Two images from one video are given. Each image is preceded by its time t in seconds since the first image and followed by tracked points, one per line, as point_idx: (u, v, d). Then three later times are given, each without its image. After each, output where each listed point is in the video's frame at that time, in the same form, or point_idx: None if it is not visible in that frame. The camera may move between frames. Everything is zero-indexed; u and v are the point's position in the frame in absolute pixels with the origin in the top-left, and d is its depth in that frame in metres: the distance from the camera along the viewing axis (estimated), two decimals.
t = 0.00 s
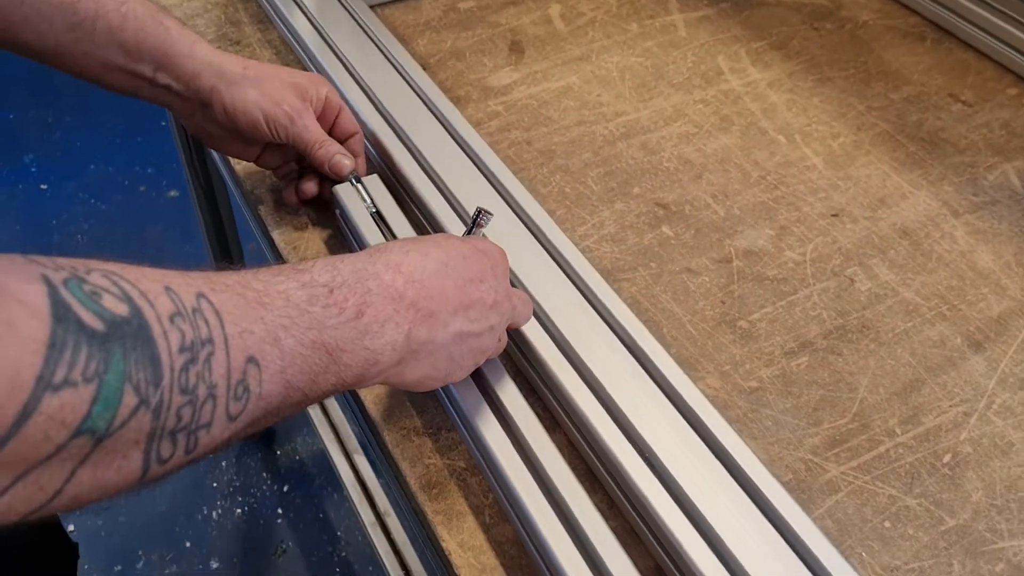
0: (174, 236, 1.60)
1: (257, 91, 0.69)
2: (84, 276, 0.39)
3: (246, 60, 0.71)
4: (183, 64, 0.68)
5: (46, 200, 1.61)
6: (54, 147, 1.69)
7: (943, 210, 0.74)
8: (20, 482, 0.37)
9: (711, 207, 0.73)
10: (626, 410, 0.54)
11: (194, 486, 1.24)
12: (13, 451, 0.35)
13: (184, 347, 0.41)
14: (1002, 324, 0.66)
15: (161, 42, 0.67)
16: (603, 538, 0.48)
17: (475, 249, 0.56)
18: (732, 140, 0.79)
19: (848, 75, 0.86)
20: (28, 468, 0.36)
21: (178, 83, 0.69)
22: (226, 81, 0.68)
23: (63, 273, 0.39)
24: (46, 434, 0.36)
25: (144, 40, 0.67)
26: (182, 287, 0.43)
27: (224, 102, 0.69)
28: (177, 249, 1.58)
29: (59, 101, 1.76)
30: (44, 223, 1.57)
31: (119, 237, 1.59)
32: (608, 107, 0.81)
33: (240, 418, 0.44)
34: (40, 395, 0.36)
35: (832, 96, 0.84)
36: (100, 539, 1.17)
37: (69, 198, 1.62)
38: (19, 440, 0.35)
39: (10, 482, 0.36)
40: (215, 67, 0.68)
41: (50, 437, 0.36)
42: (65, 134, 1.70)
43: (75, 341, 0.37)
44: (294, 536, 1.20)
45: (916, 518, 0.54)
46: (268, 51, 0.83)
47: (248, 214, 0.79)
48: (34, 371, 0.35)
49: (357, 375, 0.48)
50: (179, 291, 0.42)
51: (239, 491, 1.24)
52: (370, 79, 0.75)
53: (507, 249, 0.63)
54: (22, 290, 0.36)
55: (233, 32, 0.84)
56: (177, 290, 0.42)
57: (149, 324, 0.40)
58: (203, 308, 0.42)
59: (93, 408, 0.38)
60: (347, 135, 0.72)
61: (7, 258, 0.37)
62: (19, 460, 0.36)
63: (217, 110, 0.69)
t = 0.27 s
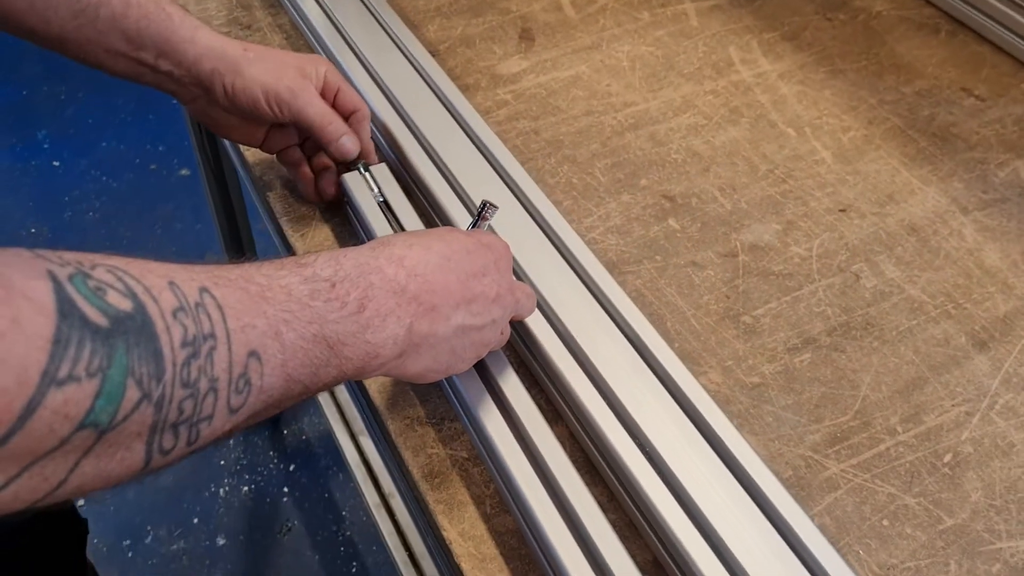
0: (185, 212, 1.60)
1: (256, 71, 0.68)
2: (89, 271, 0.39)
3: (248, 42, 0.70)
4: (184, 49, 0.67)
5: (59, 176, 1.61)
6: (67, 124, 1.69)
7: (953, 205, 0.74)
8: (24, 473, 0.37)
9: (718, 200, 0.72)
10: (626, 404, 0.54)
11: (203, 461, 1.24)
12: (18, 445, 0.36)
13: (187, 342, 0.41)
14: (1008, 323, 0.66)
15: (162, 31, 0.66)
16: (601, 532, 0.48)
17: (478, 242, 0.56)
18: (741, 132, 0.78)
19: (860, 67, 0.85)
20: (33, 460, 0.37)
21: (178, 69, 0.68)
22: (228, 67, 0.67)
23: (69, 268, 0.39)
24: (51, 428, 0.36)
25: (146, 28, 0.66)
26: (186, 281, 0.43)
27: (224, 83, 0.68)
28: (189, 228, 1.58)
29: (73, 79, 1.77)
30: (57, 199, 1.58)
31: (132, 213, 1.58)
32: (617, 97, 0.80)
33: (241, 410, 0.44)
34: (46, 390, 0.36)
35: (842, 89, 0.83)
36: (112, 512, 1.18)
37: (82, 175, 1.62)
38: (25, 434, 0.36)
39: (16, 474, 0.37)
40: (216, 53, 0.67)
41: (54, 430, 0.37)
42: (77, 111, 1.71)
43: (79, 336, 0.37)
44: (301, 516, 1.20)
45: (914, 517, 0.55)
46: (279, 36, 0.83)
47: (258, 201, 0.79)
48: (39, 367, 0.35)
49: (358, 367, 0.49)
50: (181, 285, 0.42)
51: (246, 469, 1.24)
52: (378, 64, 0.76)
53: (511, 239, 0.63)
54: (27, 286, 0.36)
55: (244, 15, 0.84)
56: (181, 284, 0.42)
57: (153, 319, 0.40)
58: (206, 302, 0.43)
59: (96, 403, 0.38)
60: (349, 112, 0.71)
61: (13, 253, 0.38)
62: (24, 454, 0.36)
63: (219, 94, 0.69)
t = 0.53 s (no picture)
0: (193, 194, 1.60)
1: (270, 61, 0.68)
2: (96, 259, 0.39)
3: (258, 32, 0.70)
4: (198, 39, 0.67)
5: (66, 156, 1.61)
6: (75, 104, 1.68)
7: (963, 198, 0.73)
8: (32, 461, 0.37)
9: (727, 190, 0.72)
10: (633, 395, 0.54)
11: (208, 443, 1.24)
12: (26, 433, 0.36)
13: (193, 330, 0.41)
14: (1016, 317, 0.66)
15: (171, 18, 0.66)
16: (606, 523, 0.49)
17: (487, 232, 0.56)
18: (751, 122, 0.77)
19: (872, 58, 0.85)
20: (40, 448, 0.37)
21: (191, 60, 0.68)
22: (239, 55, 0.67)
23: (76, 256, 0.39)
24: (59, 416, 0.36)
25: (157, 17, 0.66)
26: (193, 269, 0.43)
27: (238, 74, 0.68)
28: (197, 210, 1.57)
29: (82, 58, 1.76)
30: (65, 179, 1.57)
31: (139, 194, 1.58)
32: (627, 85, 0.80)
33: (247, 398, 0.44)
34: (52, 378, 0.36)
35: (853, 80, 0.82)
36: (118, 492, 1.18)
37: (89, 155, 1.62)
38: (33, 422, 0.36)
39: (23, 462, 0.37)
40: (228, 44, 0.67)
41: (61, 418, 0.37)
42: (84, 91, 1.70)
43: (86, 325, 0.37)
44: (306, 498, 1.21)
45: (917, 510, 0.55)
46: (287, 19, 0.83)
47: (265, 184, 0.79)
48: (46, 356, 0.35)
49: (365, 355, 0.49)
50: (189, 274, 0.42)
51: (252, 451, 1.24)
52: (387, 49, 0.75)
53: (518, 226, 0.63)
54: (35, 275, 0.36)
55: None
56: (188, 273, 0.42)
57: (160, 308, 0.40)
58: (213, 291, 0.42)
59: (103, 391, 0.38)
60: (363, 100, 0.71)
61: (21, 241, 0.38)
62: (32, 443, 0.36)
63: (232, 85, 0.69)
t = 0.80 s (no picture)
0: (200, 186, 1.60)
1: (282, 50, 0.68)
2: (104, 259, 0.39)
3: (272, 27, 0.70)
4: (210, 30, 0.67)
5: (73, 147, 1.61)
6: (82, 95, 1.68)
7: (974, 197, 0.73)
8: (38, 462, 0.37)
9: (736, 187, 0.71)
10: (641, 394, 0.54)
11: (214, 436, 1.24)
12: (33, 434, 0.35)
13: (201, 330, 0.41)
14: None
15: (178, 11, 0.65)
16: (614, 523, 0.48)
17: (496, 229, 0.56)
18: (760, 119, 0.77)
19: (883, 54, 0.84)
20: (47, 449, 0.36)
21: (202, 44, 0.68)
22: (252, 41, 0.67)
23: (84, 256, 0.38)
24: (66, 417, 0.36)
25: (171, 4, 0.66)
26: (201, 269, 0.42)
27: (249, 60, 0.67)
28: (204, 203, 1.58)
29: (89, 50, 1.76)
30: (72, 171, 1.57)
31: (147, 186, 1.58)
32: (636, 81, 0.79)
33: (255, 397, 0.44)
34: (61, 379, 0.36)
35: (864, 76, 0.82)
36: (124, 485, 1.18)
37: (96, 147, 1.62)
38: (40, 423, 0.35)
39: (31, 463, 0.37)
40: (242, 27, 0.67)
41: (68, 419, 0.36)
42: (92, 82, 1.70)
43: (93, 326, 0.37)
44: (312, 491, 1.21)
45: (926, 511, 0.54)
46: (295, 13, 0.83)
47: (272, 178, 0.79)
48: (54, 357, 0.35)
49: (372, 353, 0.49)
50: (196, 273, 0.42)
51: (257, 444, 1.24)
52: (396, 45, 0.75)
53: (526, 223, 0.63)
54: (42, 276, 0.36)
55: None
56: (196, 272, 0.42)
57: (168, 308, 0.40)
58: (221, 290, 0.42)
59: (110, 392, 0.38)
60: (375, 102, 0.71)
61: (28, 241, 0.37)
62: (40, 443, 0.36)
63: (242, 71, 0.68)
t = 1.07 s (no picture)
0: (206, 183, 1.60)
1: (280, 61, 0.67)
2: (109, 259, 0.39)
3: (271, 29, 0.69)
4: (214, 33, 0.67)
5: (79, 144, 1.61)
6: (88, 92, 1.68)
7: (981, 197, 0.72)
8: (43, 463, 0.37)
9: (743, 187, 0.71)
10: (648, 395, 0.54)
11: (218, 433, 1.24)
12: (37, 436, 0.35)
13: (206, 331, 0.41)
14: None
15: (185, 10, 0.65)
16: (619, 524, 0.48)
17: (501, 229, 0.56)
18: (767, 118, 0.77)
19: (890, 53, 0.84)
20: (51, 450, 0.36)
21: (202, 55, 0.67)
22: (250, 55, 0.67)
23: (89, 257, 0.38)
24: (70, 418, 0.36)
25: (170, 12, 0.65)
26: (206, 269, 0.42)
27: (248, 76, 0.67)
28: (210, 199, 1.58)
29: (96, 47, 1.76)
30: (78, 167, 1.57)
31: (152, 183, 1.58)
32: (642, 80, 0.79)
33: (260, 397, 0.44)
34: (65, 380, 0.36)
35: (871, 76, 0.81)
36: (128, 481, 1.18)
37: (102, 143, 1.62)
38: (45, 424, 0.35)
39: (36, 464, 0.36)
40: (239, 40, 0.67)
41: (72, 420, 0.36)
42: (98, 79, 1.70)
43: (98, 327, 0.37)
44: (317, 488, 1.21)
45: (933, 513, 0.54)
46: (302, 11, 0.82)
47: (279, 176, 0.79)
48: (58, 358, 0.35)
49: (378, 353, 0.49)
50: (201, 273, 0.42)
51: (262, 441, 1.24)
52: (403, 44, 0.75)
53: (531, 222, 0.63)
54: (47, 277, 0.36)
55: None
56: (201, 272, 0.42)
57: (172, 309, 0.40)
58: (225, 291, 0.42)
59: (114, 393, 0.37)
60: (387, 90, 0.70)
61: (33, 241, 0.37)
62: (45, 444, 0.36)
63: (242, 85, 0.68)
